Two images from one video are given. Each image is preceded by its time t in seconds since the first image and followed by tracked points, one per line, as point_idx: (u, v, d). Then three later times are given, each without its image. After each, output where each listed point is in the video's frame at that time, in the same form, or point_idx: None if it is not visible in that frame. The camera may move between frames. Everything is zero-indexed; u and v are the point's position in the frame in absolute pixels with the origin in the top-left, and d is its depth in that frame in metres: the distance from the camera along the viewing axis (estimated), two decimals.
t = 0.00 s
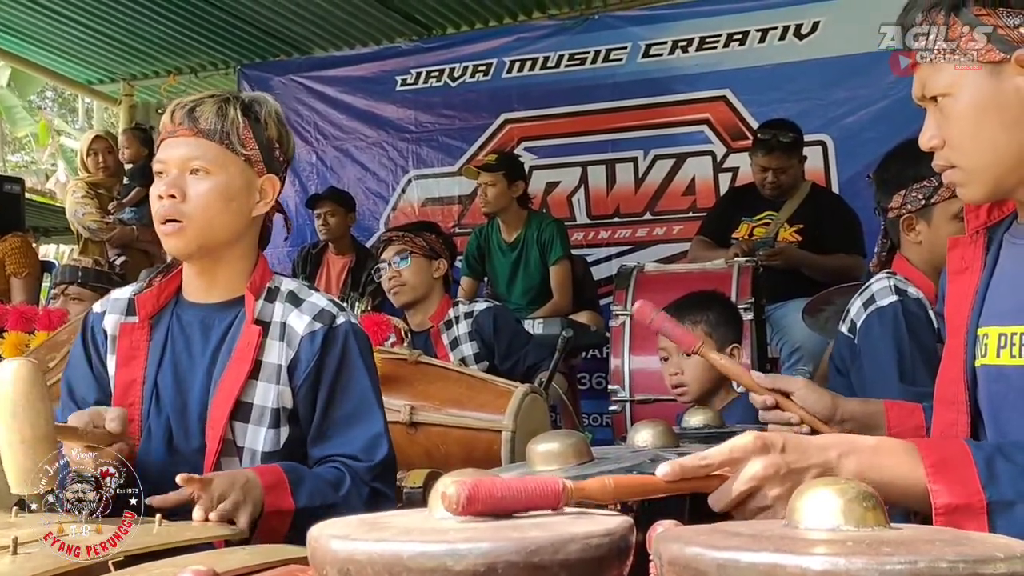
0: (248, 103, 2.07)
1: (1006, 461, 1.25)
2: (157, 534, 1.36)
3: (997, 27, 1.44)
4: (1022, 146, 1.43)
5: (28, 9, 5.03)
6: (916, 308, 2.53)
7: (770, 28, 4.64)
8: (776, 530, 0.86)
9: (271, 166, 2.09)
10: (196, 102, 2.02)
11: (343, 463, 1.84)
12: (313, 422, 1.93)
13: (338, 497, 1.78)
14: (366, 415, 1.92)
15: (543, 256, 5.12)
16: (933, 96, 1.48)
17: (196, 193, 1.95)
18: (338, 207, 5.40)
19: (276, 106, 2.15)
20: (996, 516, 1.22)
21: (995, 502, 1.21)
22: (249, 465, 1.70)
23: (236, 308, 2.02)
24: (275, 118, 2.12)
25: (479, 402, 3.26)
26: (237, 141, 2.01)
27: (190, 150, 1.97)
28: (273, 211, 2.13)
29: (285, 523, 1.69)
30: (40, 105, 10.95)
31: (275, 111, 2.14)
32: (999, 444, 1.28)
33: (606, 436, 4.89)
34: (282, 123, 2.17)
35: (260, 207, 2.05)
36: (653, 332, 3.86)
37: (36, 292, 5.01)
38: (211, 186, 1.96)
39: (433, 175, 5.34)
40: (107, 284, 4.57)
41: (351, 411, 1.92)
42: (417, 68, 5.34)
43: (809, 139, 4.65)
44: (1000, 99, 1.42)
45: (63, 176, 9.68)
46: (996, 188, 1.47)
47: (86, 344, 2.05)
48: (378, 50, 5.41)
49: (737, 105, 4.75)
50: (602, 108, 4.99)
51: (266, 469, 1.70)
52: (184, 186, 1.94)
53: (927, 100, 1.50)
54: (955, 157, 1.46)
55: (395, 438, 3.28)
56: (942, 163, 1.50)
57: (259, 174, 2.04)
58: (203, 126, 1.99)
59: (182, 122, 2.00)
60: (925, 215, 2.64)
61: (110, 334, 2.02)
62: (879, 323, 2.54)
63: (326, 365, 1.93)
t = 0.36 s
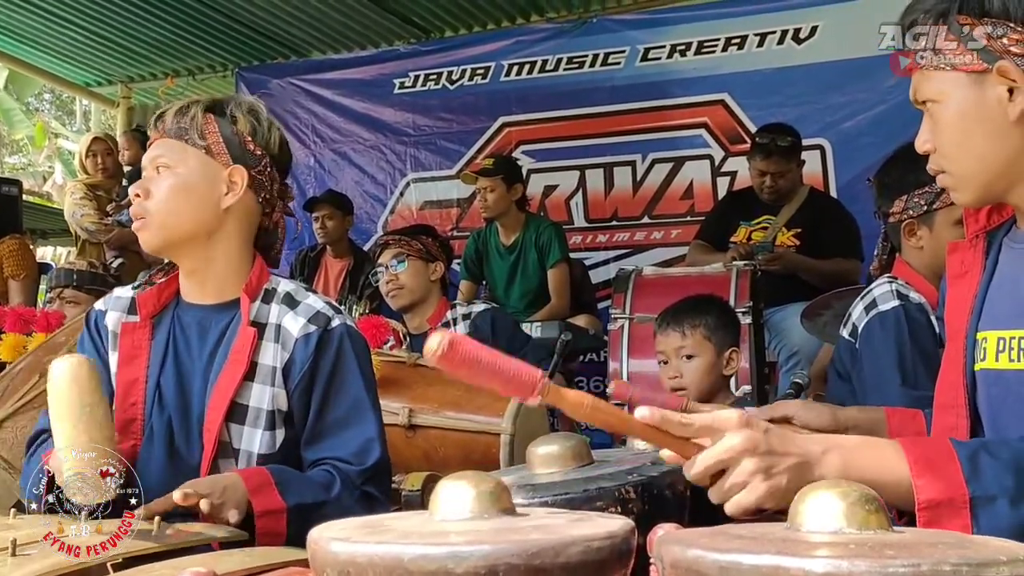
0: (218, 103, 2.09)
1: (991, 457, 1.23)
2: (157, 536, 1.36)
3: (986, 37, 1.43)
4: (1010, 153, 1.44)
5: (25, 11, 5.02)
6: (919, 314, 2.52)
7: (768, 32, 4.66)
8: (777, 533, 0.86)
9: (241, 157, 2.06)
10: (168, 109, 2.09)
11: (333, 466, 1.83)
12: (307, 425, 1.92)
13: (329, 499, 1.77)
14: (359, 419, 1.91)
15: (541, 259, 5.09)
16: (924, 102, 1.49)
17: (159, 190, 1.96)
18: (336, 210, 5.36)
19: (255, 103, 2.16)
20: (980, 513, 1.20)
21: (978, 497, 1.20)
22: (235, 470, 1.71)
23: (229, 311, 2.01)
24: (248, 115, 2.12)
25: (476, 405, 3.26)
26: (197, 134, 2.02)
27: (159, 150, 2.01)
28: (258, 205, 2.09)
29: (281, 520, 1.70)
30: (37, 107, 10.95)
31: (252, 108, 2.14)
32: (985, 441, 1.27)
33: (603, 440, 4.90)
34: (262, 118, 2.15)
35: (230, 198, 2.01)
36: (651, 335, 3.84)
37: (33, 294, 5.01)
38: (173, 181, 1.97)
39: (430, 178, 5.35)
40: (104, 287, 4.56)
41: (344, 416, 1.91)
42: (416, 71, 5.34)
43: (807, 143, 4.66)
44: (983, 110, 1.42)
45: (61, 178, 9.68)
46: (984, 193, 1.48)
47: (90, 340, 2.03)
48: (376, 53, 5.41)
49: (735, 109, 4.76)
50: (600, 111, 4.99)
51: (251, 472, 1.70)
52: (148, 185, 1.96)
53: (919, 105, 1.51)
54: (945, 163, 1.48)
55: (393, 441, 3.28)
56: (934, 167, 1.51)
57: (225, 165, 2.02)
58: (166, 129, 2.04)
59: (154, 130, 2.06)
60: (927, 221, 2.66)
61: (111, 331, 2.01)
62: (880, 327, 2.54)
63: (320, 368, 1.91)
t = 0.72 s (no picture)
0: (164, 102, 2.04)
1: (1007, 477, 1.23)
2: (156, 538, 1.36)
3: (987, 35, 1.44)
4: (1007, 152, 1.44)
5: (23, 11, 5.01)
6: (920, 320, 2.54)
7: (767, 35, 4.66)
8: (780, 535, 0.86)
9: (177, 159, 1.98)
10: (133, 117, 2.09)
11: (340, 452, 1.82)
12: (302, 416, 1.90)
13: (337, 488, 1.76)
14: (353, 404, 1.88)
15: (539, 261, 5.12)
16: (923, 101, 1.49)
17: (118, 208, 2.02)
18: (334, 211, 5.35)
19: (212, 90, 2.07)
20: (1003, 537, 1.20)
21: (1000, 522, 1.20)
22: (241, 467, 1.71)
23: (205, 311, 2.01)
24: (187, 115, 2.00)
25: (475, 407, 3.26)
26: (138, 145, 2.02)
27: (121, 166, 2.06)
28: (209, 203, 2.00)
29: (289, 516, 1.69)
30: (35, 108, 10.94)
31: (195, 106, 2.02)
32: (999, 462, 1.27)
33: (602, 442, 4.90)
34: (206, 112, 2.01)
35: (169, 201, 1.98)
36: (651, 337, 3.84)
37: (31, 295, 5.00)
38: (124, 197, 2.01)
39: (429, 180, 5.35)
40: (99, 294, 4.59)
41: (336, 405, 1.88)
42: (415, 73, 5.33)
43: (806, 146, 4.66)
44: (985, 107, 1.42)
45: (58, 179, 9.67)
46: (981, 193, 1.48)
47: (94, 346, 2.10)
48: (375, 55, 5.41)
49: (734, 112, 4.76)
50: (599, 114, 4.99)
51: (258, 469, 1.70)
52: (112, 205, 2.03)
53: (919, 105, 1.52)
54: (943, 161, 1.47)
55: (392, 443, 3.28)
56: (932, 167, 1.51)
57: (159, 170, 1.98)
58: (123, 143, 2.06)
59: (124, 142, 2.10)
60: (927, 225, 2.65)
61: (110, 333, 2.07)
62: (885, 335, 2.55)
63: (302, 359, 1.89)
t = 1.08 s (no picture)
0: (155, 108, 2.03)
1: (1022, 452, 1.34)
2: (156, 538, 1.36)
3: (990, 33, 1.44)
4: (1013, 152, 1.43)
5: (23, 10, 4.99)
6: (925, 317, 2.52)
7: (768, 36, 4.65)
8: (786, 536, 0.86)
9: (177, 161, 1.97)
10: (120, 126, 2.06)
11: (333, 458, 1.79)
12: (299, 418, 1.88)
13: (331, 495, 1.74)
14: (350, 407, 1.85)
15: (540, 263, 5.11)
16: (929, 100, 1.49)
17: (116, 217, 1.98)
18: (335, 212, 5.34)
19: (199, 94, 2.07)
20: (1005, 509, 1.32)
21: (1005, 493, 1.32)
22: (233, 480, 1.69)
23: (209, 308, 2.00)
24: (177, 114, 2.00)
25: (477, 407, 3.26)
26: (133, 153, 2.00)
27: (116, 175, 2.01)
28: (217, 200, 2.00)
29: (287, 524, 1.69)
30: (35, 108, 10.95)
31: (181, 104, 2.02)
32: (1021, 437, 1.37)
33: (602, 443, 4.90)
34: (194, 109, 2.02)
35: (179, 205, 1.96)
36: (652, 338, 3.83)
37: (31, 294, 4.99)
38: (126, 204, 1.97)
39: (429, 180, 5.34)
40: (95, 288, 4.59)
41: (332, 407, 1.85)
42: (415, 73, 5.33)
43: (806, 147, 4.66)
44: (988, 107, 1.42)
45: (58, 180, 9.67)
46: (988, 194, 1.47)
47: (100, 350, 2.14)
48: (375, 55, 5.40)
49: (735, 113, 4.76)
50: (600, 114, 4.99)
51: (250, 479, 1.69)
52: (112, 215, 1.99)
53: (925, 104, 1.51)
54: (948, 161, 1.48)
55: (393, 443, 3.27)
56: (938, 166, 1.51)
57: (163, 174, 1.96)
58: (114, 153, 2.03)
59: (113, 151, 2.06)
60: (927, 225, 2.68)
61: (114, 335, 2.10)
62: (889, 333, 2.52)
63: (302, 359, 1.87)
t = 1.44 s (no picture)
0: (183, 103, 2.05)
1: (1018, 453, 1.17)
2: (168, 536, 1.36)
3: (1011, 26, 1.44)
4: None
5: (28, 9, 4.99)
6: (931, 316, 2.52)
7: (774, 35, 4.65)
8: (805, 535, 0.85)
9: (222, 154, 2.03)
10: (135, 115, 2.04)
11: (345, 456, 1.78)
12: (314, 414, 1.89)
13: (344, 493, 1.72)
14: (364, 404, 1.86)
15: (546, 262, 5.11)
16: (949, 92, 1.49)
17: (148, 205, 1.94)
18: (339, 211, 5.35)
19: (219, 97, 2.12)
20: (1012, 511, 1.15)
21: (1009, 495, 1.14)
22: (245, 475, 1.66)
23: (222, 307, 1.99)
24: (217, 109, 2.08)
25: (485, 407, 3.25)
26: (173, 140, 1.99)
27: (140, 164, 1.97)
28: (247, 198, 2.07)
29: (298, 521, 1.66)
30: (40, 107, 10.98)
31: (216, 101, 2.09)
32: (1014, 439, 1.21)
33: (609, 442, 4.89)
34: (229, 108, 2.11)
35: (223, 198, 2.00)
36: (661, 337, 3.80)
37: (37, 293, 4.99)
38: (162, 193, 1.95)
39: (434, 179, 5.34)
40: (103, 287, 4.60)
41: (348, 402, 1.86)
42: (420, 72, 5.32)
43: (812, 146, 4.66)
44: (1009, 100, 1.42)
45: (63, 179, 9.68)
46: (1006, 187, 1.47)
47: (103, 354, 2.11)
48: (381, 54, 5.39)
49: (740, 112, 4.75)
50: (605, 114, 4.98)
51: (263, 475, 1.66)
52: (137, 202, 1.94)
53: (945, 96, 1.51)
54: (966, 154, 1.48)
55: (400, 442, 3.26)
56: (956, 159, 1.51)
57: (210, 166, 2.00)
58: (140, 139, 2.00)
59: (131, 137, 2.02)
60: (940, 221, 2.67)
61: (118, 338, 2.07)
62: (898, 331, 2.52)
63: (319, 354, 1.89)
